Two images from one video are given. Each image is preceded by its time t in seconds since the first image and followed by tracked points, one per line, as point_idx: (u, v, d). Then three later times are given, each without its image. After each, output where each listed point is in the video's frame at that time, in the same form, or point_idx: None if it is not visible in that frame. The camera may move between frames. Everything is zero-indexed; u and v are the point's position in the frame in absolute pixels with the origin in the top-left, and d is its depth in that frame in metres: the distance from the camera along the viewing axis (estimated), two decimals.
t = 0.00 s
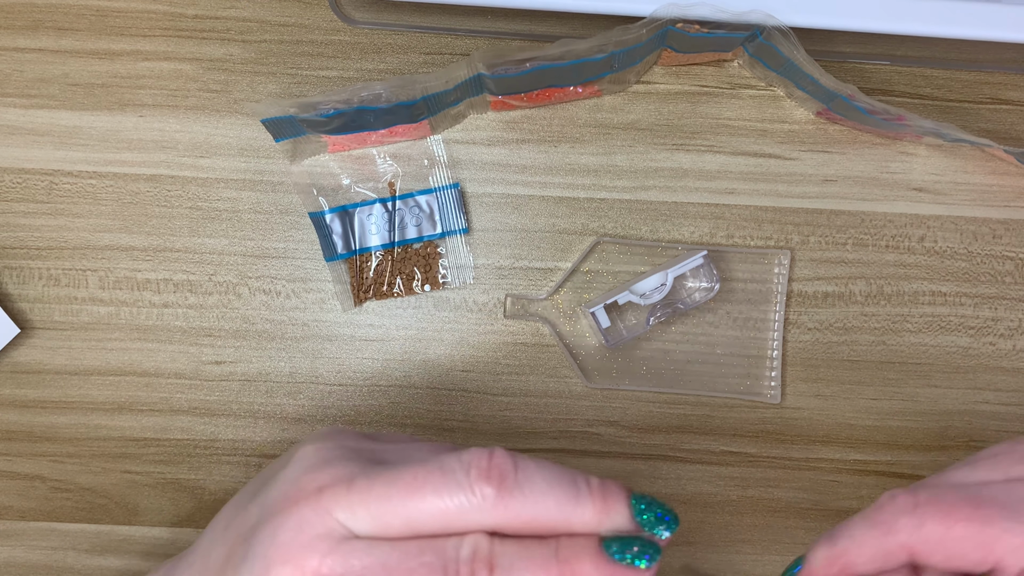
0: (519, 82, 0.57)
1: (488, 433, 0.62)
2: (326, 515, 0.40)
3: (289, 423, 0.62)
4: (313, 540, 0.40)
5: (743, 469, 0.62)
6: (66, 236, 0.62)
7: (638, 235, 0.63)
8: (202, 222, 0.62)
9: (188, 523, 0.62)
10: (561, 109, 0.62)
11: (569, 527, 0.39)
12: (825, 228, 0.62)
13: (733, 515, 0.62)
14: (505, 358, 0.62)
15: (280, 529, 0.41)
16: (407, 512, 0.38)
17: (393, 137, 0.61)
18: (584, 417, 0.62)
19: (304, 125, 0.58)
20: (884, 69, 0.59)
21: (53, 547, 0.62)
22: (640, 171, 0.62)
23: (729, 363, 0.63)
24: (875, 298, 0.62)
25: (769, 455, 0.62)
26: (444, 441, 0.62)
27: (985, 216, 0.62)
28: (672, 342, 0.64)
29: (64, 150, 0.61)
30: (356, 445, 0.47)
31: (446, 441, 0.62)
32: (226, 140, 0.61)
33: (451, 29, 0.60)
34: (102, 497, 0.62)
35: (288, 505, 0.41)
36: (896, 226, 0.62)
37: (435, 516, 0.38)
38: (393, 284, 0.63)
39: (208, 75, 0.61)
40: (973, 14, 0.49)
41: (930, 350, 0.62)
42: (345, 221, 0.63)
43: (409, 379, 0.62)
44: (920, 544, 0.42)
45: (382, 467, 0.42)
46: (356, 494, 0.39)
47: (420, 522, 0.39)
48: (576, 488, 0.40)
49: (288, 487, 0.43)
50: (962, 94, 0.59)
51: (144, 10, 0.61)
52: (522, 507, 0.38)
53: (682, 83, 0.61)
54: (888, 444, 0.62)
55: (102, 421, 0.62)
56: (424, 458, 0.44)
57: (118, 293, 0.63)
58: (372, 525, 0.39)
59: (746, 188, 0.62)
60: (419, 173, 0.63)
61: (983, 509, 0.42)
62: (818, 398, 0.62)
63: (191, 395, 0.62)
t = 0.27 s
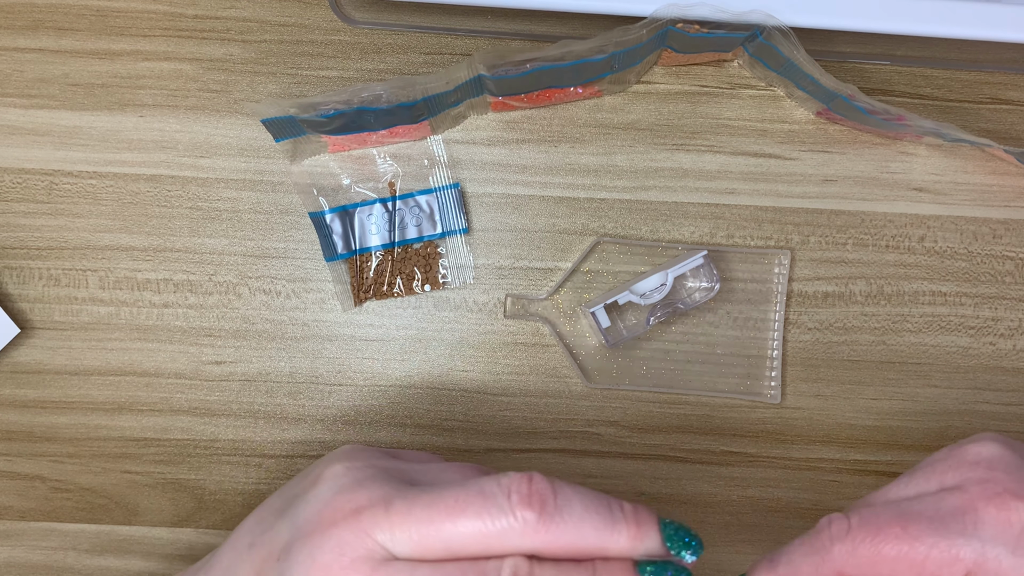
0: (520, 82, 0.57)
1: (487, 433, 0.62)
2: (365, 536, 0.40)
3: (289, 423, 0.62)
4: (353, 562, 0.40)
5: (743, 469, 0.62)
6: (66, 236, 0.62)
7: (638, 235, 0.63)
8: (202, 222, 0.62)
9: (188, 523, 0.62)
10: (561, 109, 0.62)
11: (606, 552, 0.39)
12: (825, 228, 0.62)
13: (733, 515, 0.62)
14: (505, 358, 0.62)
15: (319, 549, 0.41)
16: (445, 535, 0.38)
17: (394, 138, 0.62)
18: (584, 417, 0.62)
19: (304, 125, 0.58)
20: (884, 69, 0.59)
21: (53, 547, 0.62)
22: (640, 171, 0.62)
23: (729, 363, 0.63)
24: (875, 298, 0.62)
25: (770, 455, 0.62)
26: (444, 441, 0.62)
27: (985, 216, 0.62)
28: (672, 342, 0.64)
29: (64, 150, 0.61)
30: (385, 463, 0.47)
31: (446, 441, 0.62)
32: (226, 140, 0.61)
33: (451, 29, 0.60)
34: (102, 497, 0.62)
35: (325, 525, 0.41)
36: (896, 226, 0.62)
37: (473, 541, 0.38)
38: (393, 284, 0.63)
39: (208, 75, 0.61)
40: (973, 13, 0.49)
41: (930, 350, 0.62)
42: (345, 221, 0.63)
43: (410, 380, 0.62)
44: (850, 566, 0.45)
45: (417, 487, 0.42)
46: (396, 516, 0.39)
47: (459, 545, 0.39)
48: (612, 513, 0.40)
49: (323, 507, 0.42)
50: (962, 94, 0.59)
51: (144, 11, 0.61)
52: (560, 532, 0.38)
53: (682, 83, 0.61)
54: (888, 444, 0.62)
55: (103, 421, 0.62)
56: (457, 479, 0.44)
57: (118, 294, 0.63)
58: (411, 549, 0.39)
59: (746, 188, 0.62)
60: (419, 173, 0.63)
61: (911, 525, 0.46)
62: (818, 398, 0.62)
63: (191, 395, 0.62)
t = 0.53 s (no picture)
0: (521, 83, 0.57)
1: (487, 433, 0.62)
2: (379, 539, 0.40)
3: (289, 423, 0.62)
4: (368, 564, 0.40)
5: (743, 469, 0.62)
6: (66, 236, 0.62)
7: (638, 235, 0.63)
8: (202, 222, 0.62)
9: (188, 523, 0.62)
10: (561, 109, 0.62)
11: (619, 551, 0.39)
12: (825, 228, 0.62)
13: (733, 515, 0.62)
14: (505, 358, 0.62)
15: (332, 552, 0.41)
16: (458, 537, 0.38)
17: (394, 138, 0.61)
18: (584, 417, 0.62)
19: (304, 126, 0.58)
20: (884, 69, 0.59)
21: (53, 547, 0.62)
22: (640, 171, 0.62)
23: (729, 363, 0.63)
24: (875, 298, 0.62)
25: (770, 455, 0.62)
26: (444, 441, 0.62)
27: (985, 216, 0.62)
28: (672, 342, 0.64)
29: (64, 150, 0.61)
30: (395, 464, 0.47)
31: (446, 441, 0.62)
32: (226, 140, 0.61)
33: (451, 29, 0.60)
34: (102, 497, 0.62)
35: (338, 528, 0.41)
36: (896, 226, 0.62)
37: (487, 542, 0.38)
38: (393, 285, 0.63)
39: (208, 75, 0.61)
40: (973, 13, 0.49)
41: (930, 350, 0.62)
42: (345, 221, 0.63)
43: (410, 380, 0.62)
44: (862, 567, 0.45)
45: (429, 488, 0.42)
46: (410, 517, 0.39)
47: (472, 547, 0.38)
48: (623, 511, 0.40)
49: (335, 509, 0.42)
50: (962, 94, 0.59)
51: (144, 11, 0.61)
52: (573, 532, 0.38)
53: (682, 83, 0.61)
54: (888, 444, 0.62)
55: (103, 421, 0.62)
56: (468, 481, 0.44)
57: (118, 294, 0.63)
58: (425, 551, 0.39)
59: (746, 188, 0.62)
60: (419, 173, 0.63)
61: (919, 528, 0.45)
62: (818, 398, 0.62)
63: (191, 395, 0.62)
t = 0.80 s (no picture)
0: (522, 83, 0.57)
1: (488, 433, 0.62)
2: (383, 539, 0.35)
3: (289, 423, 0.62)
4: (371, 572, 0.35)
5: (743, 469, 0.62)
6: (66, 236, 0.62)
7: (638, 235, 0.63)
8: (202, 222, 0.62)
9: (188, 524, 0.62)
10: (561, 109, 0.62)
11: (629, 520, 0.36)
12: (825, 228, 0.62)
13: (733, 515, 0.62)
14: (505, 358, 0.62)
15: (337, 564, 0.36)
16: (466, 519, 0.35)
17: (394, 138, 0.61)
18: (584, 417, 0.62)
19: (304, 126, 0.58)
20: (885, 69, 0.59)
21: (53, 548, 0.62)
22: (640, 171, 0.62)
23: (729, 363, 0.63)
24: (875, 298, 0.62)
25: (770, 455, 0.62)
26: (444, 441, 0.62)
27: (984, 216, 0.62)
28: (672, 342, 0.64)
29: (64, 150, 0.61)
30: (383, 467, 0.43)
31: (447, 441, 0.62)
32: (226, 140, 0.61)
33: (451, 29, 0.60)
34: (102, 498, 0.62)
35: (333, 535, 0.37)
36: (896, 226, 0.62)
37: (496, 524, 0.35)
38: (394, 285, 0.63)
39: (208, 75, 0.61)
40: (973, 13, 0.49)
41: (930, 350, 0.62)
42: (345, 221, 0.63)
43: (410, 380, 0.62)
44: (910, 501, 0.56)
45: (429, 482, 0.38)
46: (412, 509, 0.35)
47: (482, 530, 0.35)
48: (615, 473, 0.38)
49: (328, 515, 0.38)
50: (962, 94, 0.59)
51: (144, 11, 0.61)
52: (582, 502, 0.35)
53: (682, 83, 0.61)
54: (888, 444, 0.62)
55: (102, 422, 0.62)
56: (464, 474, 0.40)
57: (117, 294, 0.62)
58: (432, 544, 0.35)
59: (746, 188, 0.62)
60: (418, 174, 0.63)
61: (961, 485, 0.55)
62: (818, 398, 0.62)
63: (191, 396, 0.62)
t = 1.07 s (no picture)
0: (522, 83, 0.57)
1: (487, 433, 0.62)
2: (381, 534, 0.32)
3: (289, 423, 0.62)
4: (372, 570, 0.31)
5: (743, 469, 0.62)
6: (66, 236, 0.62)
7: (638, 235, 0.63)
8: (202, 222, 0.62)
9: (188, 523, 0.62)
10: (561, 109, 0.62)
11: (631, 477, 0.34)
12: (825, 228, 0.62)
13: (733, 515, 0.62)
14: (505, 358, 0.62)
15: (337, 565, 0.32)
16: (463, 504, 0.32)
17: (394, 138, 0.61)
18: (583, 417, 0.62)
19: (304, 126, 0.58)
20: (884, 69, 0.59)
21: (53, 548, 0.62)
22: (640, 171, 0.62)
23: (729, 363, 0.63)
24: (875, 298, 0.62)
25: (770, 455, 0.62)
26: (444, 441, 0.62)
27: (984, 216, 0.62)
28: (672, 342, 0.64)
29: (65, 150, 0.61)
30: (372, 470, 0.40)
31: (447, 441, 0.62)
32: (226, 140, 0.61)
33: (451, 29, 0.60)
34: (103, 497, 0.62)
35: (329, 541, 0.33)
36: (896, 226, 0.62)
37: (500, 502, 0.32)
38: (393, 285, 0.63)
39: (208, 75, 0.61)
40: (973, 13, 0.49)
41: (930, 350, 0.62)
42: (345, 221, 0.63)
43: (410, 380, 0.62)
44: None
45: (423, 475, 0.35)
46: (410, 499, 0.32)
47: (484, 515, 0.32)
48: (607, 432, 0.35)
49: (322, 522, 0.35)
50: (962, 94, 0.59)
51: (144, 11, 0.61)
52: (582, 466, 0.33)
53: (682, 83, 0.61)
54: (888, 444, 0.62)
55: (102, 422, 0.62)
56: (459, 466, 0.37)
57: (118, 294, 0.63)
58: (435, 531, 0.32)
59: (746, 188, 0.62)
60: (418, 173, 0.63)
61: None
62: (818, 398, 0.62)
63: (190, 396, 0.62)
